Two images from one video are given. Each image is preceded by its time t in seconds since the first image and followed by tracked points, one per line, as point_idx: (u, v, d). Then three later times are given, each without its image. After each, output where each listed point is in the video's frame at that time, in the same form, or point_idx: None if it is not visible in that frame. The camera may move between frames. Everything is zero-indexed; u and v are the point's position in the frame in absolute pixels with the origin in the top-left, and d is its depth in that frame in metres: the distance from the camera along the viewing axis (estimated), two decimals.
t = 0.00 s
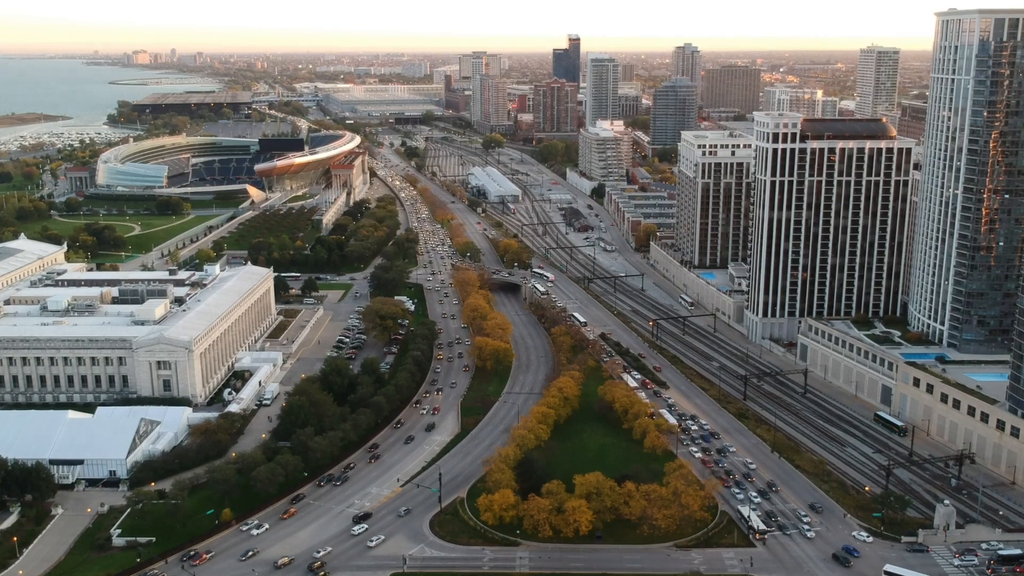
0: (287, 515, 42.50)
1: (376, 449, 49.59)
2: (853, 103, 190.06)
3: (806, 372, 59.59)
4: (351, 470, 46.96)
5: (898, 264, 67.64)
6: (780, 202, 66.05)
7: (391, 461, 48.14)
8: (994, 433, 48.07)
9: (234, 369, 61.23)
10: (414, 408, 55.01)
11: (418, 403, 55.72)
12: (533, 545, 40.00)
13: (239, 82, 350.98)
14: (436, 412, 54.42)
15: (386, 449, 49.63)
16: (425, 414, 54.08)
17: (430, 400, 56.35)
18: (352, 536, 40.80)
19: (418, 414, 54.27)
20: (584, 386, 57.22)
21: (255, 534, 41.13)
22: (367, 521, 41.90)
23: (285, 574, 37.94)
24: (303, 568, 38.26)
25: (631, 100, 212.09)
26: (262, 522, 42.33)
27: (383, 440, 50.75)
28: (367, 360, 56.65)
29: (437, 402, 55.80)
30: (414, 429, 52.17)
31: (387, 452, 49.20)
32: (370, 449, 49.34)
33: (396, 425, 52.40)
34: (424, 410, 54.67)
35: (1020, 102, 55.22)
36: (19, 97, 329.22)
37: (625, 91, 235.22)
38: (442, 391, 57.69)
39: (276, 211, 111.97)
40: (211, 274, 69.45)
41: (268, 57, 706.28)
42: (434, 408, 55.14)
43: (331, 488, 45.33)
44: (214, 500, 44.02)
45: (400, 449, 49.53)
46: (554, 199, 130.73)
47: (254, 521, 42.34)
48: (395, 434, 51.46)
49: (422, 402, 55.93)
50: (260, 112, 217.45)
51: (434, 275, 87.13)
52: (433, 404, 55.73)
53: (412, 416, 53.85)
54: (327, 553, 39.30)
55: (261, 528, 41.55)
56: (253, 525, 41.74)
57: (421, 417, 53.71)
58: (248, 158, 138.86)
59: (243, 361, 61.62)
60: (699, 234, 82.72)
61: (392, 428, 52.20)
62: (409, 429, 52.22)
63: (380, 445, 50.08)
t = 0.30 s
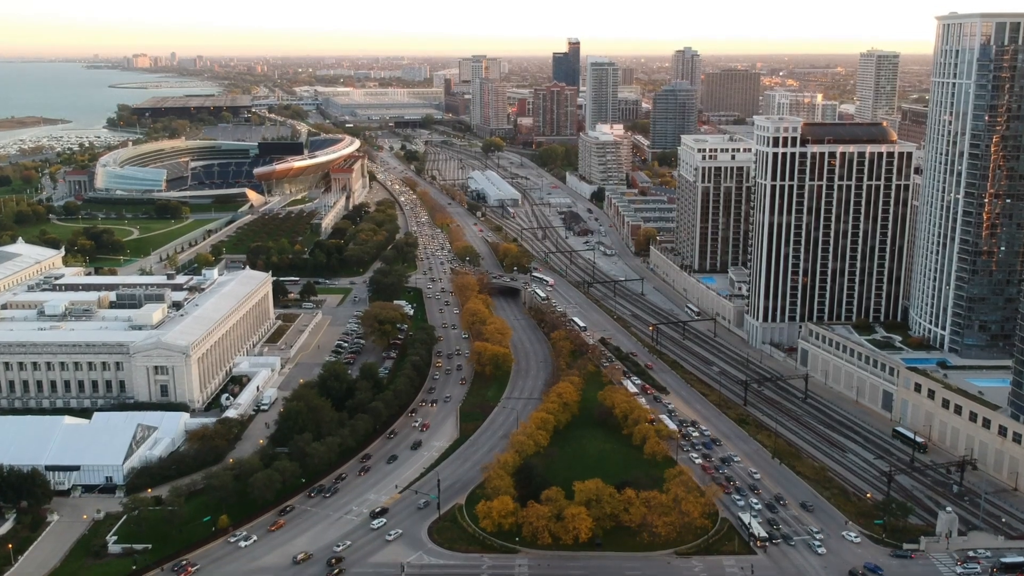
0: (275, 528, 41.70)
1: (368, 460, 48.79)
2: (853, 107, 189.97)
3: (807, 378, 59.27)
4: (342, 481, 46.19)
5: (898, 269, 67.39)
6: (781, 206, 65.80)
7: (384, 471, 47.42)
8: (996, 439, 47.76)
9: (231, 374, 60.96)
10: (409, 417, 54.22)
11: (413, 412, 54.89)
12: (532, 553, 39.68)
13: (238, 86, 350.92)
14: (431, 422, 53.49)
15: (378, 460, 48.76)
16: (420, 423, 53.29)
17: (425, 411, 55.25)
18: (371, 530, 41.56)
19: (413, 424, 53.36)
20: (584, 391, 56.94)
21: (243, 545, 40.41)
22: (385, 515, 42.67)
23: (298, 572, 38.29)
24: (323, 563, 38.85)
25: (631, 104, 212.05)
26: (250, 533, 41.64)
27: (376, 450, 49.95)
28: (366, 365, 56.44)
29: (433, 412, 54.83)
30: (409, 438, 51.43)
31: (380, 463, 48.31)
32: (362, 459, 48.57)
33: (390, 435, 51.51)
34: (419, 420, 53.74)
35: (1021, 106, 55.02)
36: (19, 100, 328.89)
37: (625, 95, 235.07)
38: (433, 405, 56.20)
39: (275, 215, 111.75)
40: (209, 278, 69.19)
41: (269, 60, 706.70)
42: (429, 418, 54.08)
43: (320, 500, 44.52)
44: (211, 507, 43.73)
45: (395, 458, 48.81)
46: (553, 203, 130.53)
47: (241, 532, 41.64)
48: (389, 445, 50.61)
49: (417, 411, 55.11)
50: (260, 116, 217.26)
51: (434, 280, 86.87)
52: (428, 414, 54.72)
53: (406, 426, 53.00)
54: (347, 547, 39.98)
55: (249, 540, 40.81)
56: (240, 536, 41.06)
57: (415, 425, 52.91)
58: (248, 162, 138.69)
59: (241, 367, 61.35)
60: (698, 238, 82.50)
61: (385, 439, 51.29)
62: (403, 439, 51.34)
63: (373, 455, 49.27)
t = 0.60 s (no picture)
0: (264, 540, 41.03)
1: (359, 471, 47.87)
2: (852, 111, 190.01)
3: (807, 383, 58.95)
4: (333, 492, 45.38)
5: (899, 274, 67.14)
6: (781, 211, 65.55)
7: (380, 480, 46.84)
8: (998, 445, 47.46)
9: (229, 379, 60.67)
10: (404, 426, 53.32)
11: (408, 421, 53.92)
12: (531, 560, 39.36)
13: (237, 90, 350.94)
14: (429, 431, 52.83)
15: (371, 471, 47.78)
16: (416, 430, 52.69)
17: (420, 421, 54.18)
18: (390, 524, 42.33)
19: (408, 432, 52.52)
20: (583, 396, 56.64)
21: (231, 558, 39.75)
22: (389, 518, 42.71)
23: None
24: (341, 558, 39.52)
25: (631, 108, 212.07)
26: (239, 545, 41.00)
27: (368, 461, 49.03)
28: (364, 370, 56.09)
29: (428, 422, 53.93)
30: (402, 449, 50.33)
31: (371, 475, 47.38)
32: (354, 470, 47.69)
33: (383, 446, 50.47)
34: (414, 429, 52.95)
35: (1022, 111, 54.81)
36: (18, 104, 328.66)
37: (624, 99, 235.11)
38: (426, 415, 55.13)
39: (273, 219, 111.52)
40: (207, 283, 68.93)
41: (269, 64, 707.91)
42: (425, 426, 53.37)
43: (310, 512, 43.70)
44: (207, 514, 43.41)
45: (390, 468, 48.10)
46: (553, 207, 130.33)
47: (230, 544, 41.00)
48: (381, 455, 49.60)
49: (412, 421, 54.08)
50: (259, 119, 217.16)
51: (433, 284, 86.61)
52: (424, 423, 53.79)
53: (401, 435, 52.05)
54: (366, 541, 40.68)
55: (237, 552, 40.18)
56: (229, 548, 40.44)
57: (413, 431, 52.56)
58: (247, 165, 138.54)
59: (239, 372, 61.05)
60: (698, 243, 82.25)
61: (378, 450, 50.25)
62: (396, 450, 50.29)
63: (365, 466, 48.33)
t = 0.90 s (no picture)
0: (253, 551, 40.43)
1: (351, 482, 47.07)
2: (852, 115, 189.90)
3: (807, 388, 58.71)
4: (324, 504, 44.67)
5: (900, 279, 66.85)
6: (781, 215, 65.31)
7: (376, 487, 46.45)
8: (1000, 451, 47.16)
9: (227, 384, 60.37)
10: (398, 435, 52.56)
11: (403, 430, 53.13)
12: (530, 568, 39.03)
13: (237, 94, 350.83)
14: (425, 439, 52.29)
15: (363, 482, 46.99)
16: (415, 436, 52.43)
17: (414, 430, 53.33)
18: (408, 517, 43.23)
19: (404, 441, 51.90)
20: (583, 402, 56.34)
21: (219, 570, 39.10)
22: (387, 526, 42.39)
23: None
24: (360, 552, 40.23)
25: (631, 112, 212.04)
26: (228, 557, 40.35)
27: (361, 471, 48.22)
28: (363, 376, 55.80)
29: (423, 430, 53.28)
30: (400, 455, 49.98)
31: (364, 485, 46.68)
32: (346, 481, 46.94)
33: (375, 457, 49.61)
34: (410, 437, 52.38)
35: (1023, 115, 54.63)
36: (17, 107, 328.57)
37: (624, 103, 235.04)
38: (420, 424, 54.33)
39: (272, 223, 111.25)
40: (205, 287, 68.66)
41: (269, 68, 707.80)
42: (422, 434, 52.85)
43: (300, 523, 42.96)
44: (204, 521, 43.07)
45: (389, 474, 47.86)
46: (553, 211, 130.12)
47: (219, 555, 40.42)
48: (373, 467, 48.76)
49: (406, 430, 53.25)
50: (258, 123, 217.00)
51: (432, 288, 86.38)
52: (419, 431, 53.09)
53: (396, 445, 51.31)
54: (385, 534, 41.59)
55: (225, 564, 39.54)
56: (217, 559, 39.82)
57: (413, 436, 52.36)
58: (246, 169, 138.42)
59: (237, 377, 60.73)
60: (698, 247, 81.99)
61: (371, 461, 49.42)
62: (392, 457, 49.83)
63: (357, 477, 47.52)
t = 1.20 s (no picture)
0: (243, 563, 39.73)
1: (342, 493, 46.20)
2: (852, 119, 189.76)
3: (808, 394, 58.44)
4: (315, 515, 43.89)
5: (901, 283, 66.54)
6: (781, 220, 65.07)
7: (372, 495, 46.01)
8: (1002, 457, 46.84)
9: (225, 390, 60.03)
10: (393, 446, 51.63)
11: (398, 440, 52.23)
12: None
13: (237, 98, 350.71)
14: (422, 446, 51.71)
15: (360, 489, 46.56)
16: (414, 442, 52.17)
17: (409, 440, 52.48)
18: (424, 511, 44.20)
19: (399, 451, 51.16)
20: (582, 408, 56.00)
21: None
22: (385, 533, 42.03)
23: None
24: (379, 546, 41.04)
25: (631, 116, 211.95)
26: (216, 568, 39.66)
27: (352, 482, 47.35)
28: (361, 381, 55.50)
29: (419, 437, 52.78)
30: (400, 461, 49.74)
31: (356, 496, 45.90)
32: (337, 491, 46.13)
33: (368, 468, 48.67)
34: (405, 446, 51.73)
35: None
36: (16, 112, 328.67)
37: (624, 107, 235.01)
38: (415, 433, 53.55)
39: (271, 227, 110.98)
40: (203, 292, 68.35)
41: (269, 72, 706.93)
42: (416, 443, 52.16)
43: (289, 535, 42.19)
44: (200, 528, 42.70)
45: (388, 480, 47.57)
46: (552, 215, 129.88)
47: (210, 565, 39.85)
48: (364, 478, 47.82)
49: (401, 440, 52.32)
50: (258, 127, 216.84)
51: (431, 293, 86.10)
52: (414, 440, 52.29)
53: (390, 455, 50.45)
54: (403, 527, 42.55)
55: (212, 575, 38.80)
56: (206, 570, 39.16)
57: (413, 442, 52.11)
58: (245, 173, 138.25)
59: (235, 382, 60.39)
60: (698, 252, 81.72)
61: (363, 472, 48.52)
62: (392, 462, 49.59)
63: (348, 488, 46.67)
